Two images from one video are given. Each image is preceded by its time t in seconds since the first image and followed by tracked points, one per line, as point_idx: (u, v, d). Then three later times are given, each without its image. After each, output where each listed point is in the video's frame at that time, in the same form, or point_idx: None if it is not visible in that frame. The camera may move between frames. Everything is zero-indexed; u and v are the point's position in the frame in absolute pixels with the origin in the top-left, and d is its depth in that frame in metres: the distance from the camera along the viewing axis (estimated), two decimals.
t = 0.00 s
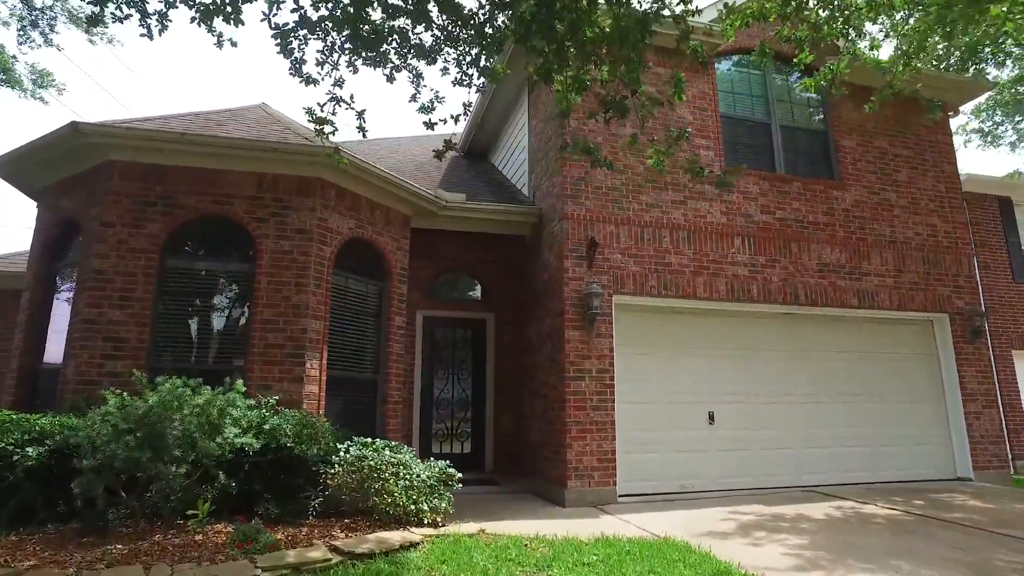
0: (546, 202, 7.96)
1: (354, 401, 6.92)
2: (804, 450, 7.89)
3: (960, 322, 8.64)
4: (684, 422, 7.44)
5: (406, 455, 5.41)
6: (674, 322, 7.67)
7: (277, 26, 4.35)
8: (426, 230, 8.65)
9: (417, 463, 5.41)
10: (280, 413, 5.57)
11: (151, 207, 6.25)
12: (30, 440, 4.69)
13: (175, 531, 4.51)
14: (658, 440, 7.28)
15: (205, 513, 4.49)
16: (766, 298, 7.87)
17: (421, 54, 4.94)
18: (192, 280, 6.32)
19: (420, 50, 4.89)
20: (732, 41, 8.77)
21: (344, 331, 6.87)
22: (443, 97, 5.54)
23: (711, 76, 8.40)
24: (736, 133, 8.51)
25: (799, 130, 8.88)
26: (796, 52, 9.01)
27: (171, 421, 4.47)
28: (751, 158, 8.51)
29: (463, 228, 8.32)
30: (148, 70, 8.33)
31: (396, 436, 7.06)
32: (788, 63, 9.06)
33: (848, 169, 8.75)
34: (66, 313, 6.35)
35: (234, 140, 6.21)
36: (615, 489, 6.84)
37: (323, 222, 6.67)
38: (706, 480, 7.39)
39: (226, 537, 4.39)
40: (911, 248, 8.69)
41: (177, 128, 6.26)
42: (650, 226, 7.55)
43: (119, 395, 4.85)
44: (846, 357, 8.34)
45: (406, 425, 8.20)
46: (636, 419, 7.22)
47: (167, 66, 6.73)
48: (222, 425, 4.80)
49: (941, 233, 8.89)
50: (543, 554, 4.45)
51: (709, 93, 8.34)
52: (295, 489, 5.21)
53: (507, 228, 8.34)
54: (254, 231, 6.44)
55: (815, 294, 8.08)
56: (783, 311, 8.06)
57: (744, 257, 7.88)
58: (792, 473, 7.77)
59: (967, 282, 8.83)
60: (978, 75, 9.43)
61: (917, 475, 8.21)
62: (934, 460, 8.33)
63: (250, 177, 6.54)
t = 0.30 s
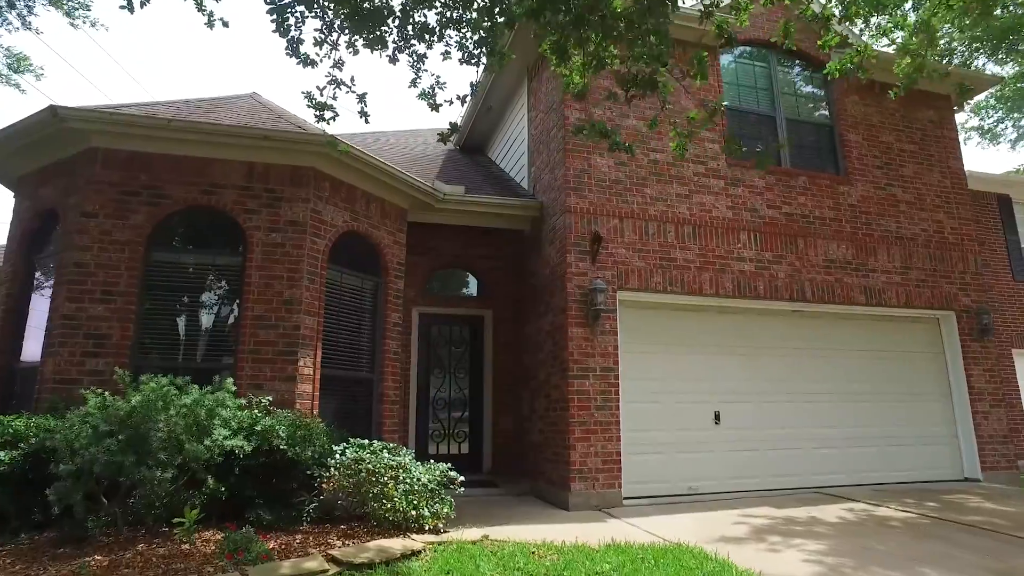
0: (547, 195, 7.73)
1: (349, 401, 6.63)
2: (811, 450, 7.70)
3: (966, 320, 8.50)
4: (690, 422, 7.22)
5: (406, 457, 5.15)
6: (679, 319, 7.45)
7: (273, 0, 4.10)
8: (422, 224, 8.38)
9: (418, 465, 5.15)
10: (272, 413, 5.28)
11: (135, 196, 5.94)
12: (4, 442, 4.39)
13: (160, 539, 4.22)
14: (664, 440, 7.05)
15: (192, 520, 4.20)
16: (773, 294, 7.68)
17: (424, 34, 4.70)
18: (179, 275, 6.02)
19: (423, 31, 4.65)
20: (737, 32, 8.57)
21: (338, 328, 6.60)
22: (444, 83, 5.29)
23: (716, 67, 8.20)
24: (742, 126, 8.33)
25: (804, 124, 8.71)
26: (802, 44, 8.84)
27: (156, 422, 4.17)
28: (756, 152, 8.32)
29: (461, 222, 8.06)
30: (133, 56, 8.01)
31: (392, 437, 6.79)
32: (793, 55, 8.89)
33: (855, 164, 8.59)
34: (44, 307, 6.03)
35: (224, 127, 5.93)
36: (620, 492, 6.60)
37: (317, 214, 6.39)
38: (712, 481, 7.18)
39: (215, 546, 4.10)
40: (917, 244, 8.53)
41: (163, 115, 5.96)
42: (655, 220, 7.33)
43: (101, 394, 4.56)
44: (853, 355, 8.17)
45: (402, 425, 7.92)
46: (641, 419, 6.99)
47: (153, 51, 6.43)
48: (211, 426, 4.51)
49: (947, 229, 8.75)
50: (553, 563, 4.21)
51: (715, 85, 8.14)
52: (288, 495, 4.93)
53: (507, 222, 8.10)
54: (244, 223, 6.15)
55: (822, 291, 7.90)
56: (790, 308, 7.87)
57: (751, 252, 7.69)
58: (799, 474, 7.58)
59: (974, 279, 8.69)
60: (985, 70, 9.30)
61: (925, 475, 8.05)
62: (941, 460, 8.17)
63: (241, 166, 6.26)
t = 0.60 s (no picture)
0: (549, 186, 7.44)
1: (342, 399, 6.31)
2: (821, 450, 7.46)
3: (978, 316, 8.29)
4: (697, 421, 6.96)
5: (405, 460, 4.84)
6: (686, 315, 7.17)
7: None
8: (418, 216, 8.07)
9: (417, 468, 4.84)
10: (261, 413, 4.95)
11: (116, 182, 5.59)
12: None
13: (138, 550, 3.89)
14: (671, 440, 6.78)
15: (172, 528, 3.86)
16: (783, 289, 7.42)
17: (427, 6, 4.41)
18: (162, 267, 5.67)
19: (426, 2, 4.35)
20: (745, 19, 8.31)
21: (331, 323, 6.27)
22: (446, 64, 5.00)
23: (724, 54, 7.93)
24: (750, 115, 8.07)
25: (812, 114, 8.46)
26: (810, 32, 8.59)
27: (134, 422, 3.83)
28: (765, 142, 8.07)
29: (460, 213, 7.75)
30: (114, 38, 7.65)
31: (388, 438, 6.48)
32: (802, 44, 8.65)
33: (864, 155, 8.34)
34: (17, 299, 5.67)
35: (211, 108, 5.58)
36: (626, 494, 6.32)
37: (310, 202, 6.07)
38: (720, 483, 6.92)
39: (198, 557, 3.76)
40: (928, 239, 8.30)
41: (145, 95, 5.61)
42: (662, 212, 7.06)
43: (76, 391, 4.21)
44: (863, 352, 7.93)
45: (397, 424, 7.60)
46: (648, 418, 6.72)
47: (136, 29, 6.08)
48: (194, 427, 4.18)
49: (958, 223, 8.53)
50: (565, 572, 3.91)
51: (722, 73, 7.88)
52: (277, 499, 4.59)
53: (507, 213, 7.81)
54: (232, 211, 5.82)
55: (833, 286, 7.66)
56: (800, 303, 7.62)
57: (760, 245, 7.43)
58: (809, 475, 7.33)
59: (985, 274, 8.48)
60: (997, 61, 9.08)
61: (935, 476, 7.84)
62: (952, 460, 7.96)
63: (228, 152, 5.92)
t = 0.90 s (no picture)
0: (549, 174, 7.13)
1: (332, 396, 5.98)
2: (832, 448, 7.19)
3: (990, 311, 8.04)
4: (704, 419, 6.67)
5: (398, 462, 4.52)
6: (692, 308, 6.88)
7: None
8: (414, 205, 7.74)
9: (411, 471, 4.53)
10: (245, 411, 4.62)
11: (89, 164, 5.24)
12: None
13: (106, 561, 3.54)
14: (677, 439, 6.49)
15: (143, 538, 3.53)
16: (793, 281, 7.14)
17: None
18: (140, 255, 5.32)
19: None
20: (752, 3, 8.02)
21: (320, 316, 5.95)
22: (444, 40, 4.66)
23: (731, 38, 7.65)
24: (757, 102, 7.79)
25: (820, 102, 8.19)
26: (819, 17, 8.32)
27: (101, 422, 3.49)
28: (772, 130, 7.79)
29: (456, 202, 7.44)
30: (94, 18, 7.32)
31: (381, 437, 6.16)
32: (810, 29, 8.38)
33: (875, 144, 8.07)
34: None
35: (192, 87, 5.24)
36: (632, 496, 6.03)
37: (298, 187, 5.74)
38: (728, 483, 6.64)
39: (170, 570, 3.43)
40: (939, 231, 8.04)
41: (122, 72, 5.26)
42: (667, 200, 6.77)
43: (40, 387, 3.87)
44: (873, 347, 7.66)
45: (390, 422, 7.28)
46: (653, 415, 6.43)
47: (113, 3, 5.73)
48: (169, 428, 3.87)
49: (970, 215, 8.27)
50: None
51: (729, 58, 7.59)
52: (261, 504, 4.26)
53: (506, 202, 7.49)
54: (215, 197, 5.48)
55: (843, 279, 7.38)
56: (810, 297, 7.34)
57: (768, 236, 7.14)
58: (819, 474, 7.06)
59: (998, 267, 8.22)
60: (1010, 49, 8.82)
61: (947, 475, 7.59)
62: (964, 459, 7.72)
63: (212, 133, 5.59)
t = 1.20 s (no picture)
0: (544, 154, 6.76)
1: (313, 389, 5.60)
2: (838, 443, 6.89)
3: (1000, 301, 7.75)
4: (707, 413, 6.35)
5: (380, 460, 4.16)
6: (693, 296, 6.54)
7: None
8: (402, 188, 7.35)
9: (394, 470, 4.17)
10: (215, 404, 4.23)
11: (46, 136, 4.82)
12: None
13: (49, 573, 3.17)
14: (678, 433, 6.16)
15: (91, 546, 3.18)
16: (799, 268, 6.82)
17: None
18: (105, 237, 4.92)
19: None
20: None
21: (300, 303, 5.56)
22: None
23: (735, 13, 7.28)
24: (762, 81, 7.44)
25: (827, 83, 7.85)
26: None
27: (42, 418, 3.14)
28: (777, 111, 7.44)
29: (446, 185, 7.06)
30: None
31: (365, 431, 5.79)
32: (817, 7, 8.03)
33: (883, 127, 7.75)
34: None
35: (159, 53, 4.81)
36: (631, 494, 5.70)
37: (275, 164, 5.34)
38: (731, 480, 6.32)
39: None
40: (949, 217, 7.73)
41: (81, 36, 4.84)
42: (668, 182, 6.42)
43: None
44: (880, 338, 7.37)
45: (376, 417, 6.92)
46: (654, 409, 6.09)
47: None
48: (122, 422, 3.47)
49: (980, 201, 7.97)
50: None
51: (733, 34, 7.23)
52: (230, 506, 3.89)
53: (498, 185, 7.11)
54: (184, 173, 5.07)
55: (850, 266, 7.07)
56: (816, 285, 7.02)
57: (774, 221, 6.81)
58: (825, 470, 6.76)
59: (1008, 255, 7.93)
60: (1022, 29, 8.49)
61: (956, 471, 7.31)
62: (974, 454, 7.45)
63: (181, 105, 5.17)
